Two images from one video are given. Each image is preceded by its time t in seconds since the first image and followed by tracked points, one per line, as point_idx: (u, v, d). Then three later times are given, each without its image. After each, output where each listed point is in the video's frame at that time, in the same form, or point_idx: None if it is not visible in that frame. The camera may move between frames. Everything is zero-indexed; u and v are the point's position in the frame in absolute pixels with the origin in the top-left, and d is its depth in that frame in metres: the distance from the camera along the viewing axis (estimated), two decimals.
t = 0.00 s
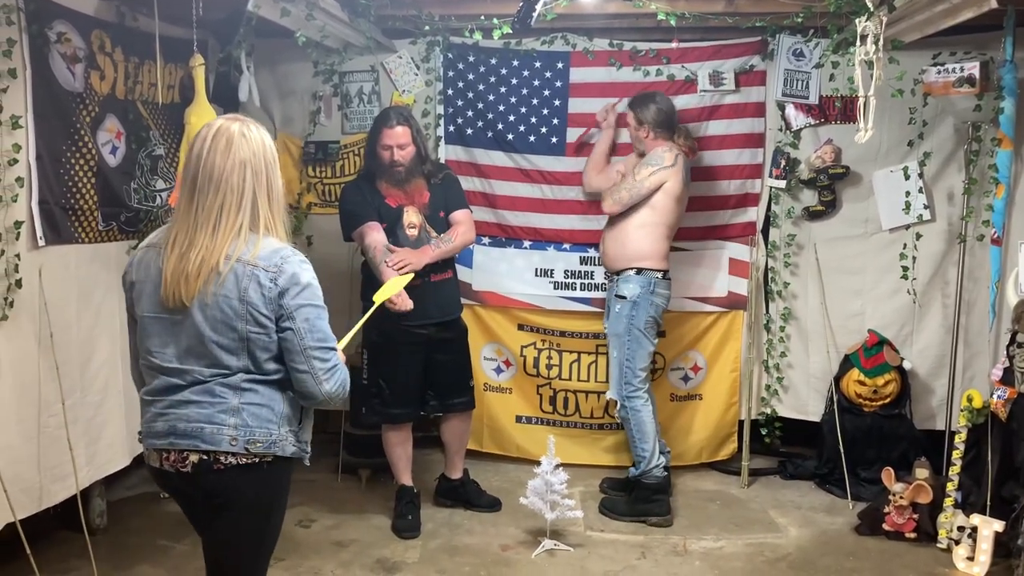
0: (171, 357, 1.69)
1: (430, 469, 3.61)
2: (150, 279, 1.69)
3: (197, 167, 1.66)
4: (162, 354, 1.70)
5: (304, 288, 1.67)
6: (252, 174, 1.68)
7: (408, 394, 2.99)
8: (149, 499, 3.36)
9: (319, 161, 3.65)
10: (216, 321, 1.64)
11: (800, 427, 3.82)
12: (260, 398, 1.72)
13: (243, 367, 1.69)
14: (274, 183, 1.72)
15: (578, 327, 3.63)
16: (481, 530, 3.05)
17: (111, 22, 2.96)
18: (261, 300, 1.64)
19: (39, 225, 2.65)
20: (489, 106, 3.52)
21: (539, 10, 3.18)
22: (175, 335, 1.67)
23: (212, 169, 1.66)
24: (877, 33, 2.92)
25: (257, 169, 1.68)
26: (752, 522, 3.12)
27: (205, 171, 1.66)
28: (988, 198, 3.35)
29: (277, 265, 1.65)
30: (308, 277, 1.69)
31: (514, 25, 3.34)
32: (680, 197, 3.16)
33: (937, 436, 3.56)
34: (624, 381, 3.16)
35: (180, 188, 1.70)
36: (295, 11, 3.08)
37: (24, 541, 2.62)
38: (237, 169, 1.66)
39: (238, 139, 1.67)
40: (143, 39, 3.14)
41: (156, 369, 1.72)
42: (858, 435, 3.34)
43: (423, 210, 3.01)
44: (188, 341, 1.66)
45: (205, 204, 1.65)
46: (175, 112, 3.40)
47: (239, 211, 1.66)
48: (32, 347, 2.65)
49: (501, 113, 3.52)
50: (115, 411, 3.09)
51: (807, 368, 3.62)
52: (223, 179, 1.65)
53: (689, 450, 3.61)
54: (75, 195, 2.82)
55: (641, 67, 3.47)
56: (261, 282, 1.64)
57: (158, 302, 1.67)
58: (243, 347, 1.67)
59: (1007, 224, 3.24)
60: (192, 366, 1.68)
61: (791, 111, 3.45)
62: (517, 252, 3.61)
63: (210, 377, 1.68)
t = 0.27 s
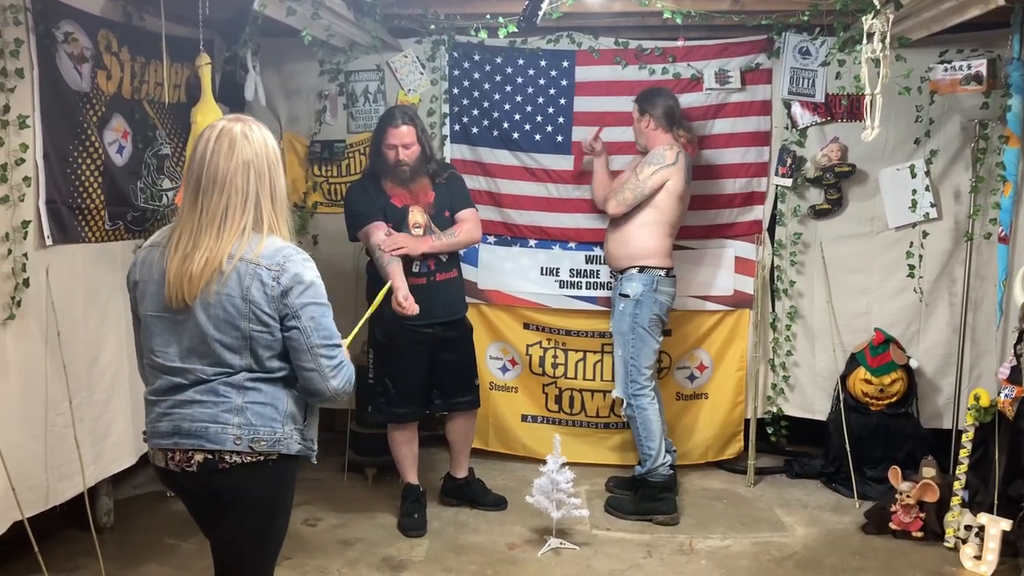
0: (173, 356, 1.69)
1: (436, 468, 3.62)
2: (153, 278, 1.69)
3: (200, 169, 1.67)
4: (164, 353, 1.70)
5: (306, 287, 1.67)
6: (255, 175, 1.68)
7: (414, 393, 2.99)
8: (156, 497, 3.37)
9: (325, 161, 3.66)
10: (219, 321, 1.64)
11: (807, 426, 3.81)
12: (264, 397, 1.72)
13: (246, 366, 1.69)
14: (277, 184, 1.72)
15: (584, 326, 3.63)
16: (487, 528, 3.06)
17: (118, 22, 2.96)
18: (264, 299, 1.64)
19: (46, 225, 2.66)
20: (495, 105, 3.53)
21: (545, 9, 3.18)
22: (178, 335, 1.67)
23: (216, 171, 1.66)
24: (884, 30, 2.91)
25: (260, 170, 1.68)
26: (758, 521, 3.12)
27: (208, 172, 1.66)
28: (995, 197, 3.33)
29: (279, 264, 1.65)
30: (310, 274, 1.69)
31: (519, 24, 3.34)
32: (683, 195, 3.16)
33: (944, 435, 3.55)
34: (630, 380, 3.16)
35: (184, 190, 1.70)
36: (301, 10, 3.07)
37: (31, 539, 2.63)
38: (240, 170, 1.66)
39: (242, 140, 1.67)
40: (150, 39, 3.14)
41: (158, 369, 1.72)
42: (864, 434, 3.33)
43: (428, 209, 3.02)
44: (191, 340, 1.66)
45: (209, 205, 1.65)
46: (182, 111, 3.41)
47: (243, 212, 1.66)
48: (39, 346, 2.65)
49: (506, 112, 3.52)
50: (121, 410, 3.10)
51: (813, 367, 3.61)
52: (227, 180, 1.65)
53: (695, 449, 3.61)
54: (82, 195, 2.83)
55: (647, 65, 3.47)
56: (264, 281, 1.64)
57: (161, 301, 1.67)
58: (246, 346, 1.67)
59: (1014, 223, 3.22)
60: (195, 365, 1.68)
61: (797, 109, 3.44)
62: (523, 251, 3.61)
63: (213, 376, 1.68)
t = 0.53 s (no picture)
0: (185, 353, 1.70)
1: (441, 467, 3.62)
2: (170, 277, 1.70)
3: (218, 172, 1.67)
4: (177, 350, 1.71)
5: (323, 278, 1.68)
6: (272, 177, 1.68)
7: (419, 392, 2.99)
8: (161, 496, 3.37)
9: (329, 160, 3.66)
10: (233, 314, 1.64)
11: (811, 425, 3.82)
12: (273, 391, 1.71)
13: (257, 360, 1.69)
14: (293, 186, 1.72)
15: (588, 325, 3.63)
16: (492, 527, 3.06)
17: (122, 22, 2.97)
18: (280, 294, 1.65)
19: (51, 224, 2.67)
20: (499, 104, 3.53)
21: (549, 8, 3.18)
22: (191, 330, 1.67)
23: (233, 174, 1.67)
24: (888, 29, 2.90)
25: (277, 174, 1.69)
26: (762, 520, 3.12)
27: (225, 175, 1.66)
28: (1000, 195, 3.34)
29: (295, 260, 1.66)
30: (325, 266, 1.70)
31: (523, 23, 3.34)
32: (688, 193, 3.16)
33: (949, 433, 3.55)
34: (635, 377, 3.16)
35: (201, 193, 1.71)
36: (305, 10, 3.07)
37: (37, 538, 2.63)
38: (257, 172, 1.66)
39: (258, 144, 1.68)
40: (154, 38, 3.15)
41: (172, 366, 1.73)
42: (869, 433, 3.33)
43: (431, 207, 3.01)
44: (203, 335, 1.67)
45: (226, 206, 1.65)
46: (186, 110, 3.41)
47: (260, 214, 1.67)
48: (45, 345, 2.66)
49: (510, 111, 3.52)
50: (126, 409, 3.11)
51: (818, 366, 3.61)
52: (243, 182, 1.66)
53: (700, 447, 3.61)
54: (87, 195, 2.83)
55: (651, 64, 3.46)
56: (280, 277, 1.64)
57: (177, 299, 1.68)
58: (259, 339, 1.67)
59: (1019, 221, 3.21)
60: (207, 360, 1.68)
61: (802, 108, 3.44)
62: (527, 249, 3.61)
63: (224, 371, 1.68)
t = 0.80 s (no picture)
0: (212, 337, 1.75)
1: (442, 466, 3.62)
2: (198, 270, 1.73)
3: (247, 169, 1.74)
4: (205, 335, 1.76)
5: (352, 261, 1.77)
6: (298, 176, 1.75)
7: (419, 391, 2.99)
8: (162, 496, 3.38)
9: (329, 159, 3.66)
10: (266, 299, 1.69)
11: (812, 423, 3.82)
12: (294, 375, 1.76)
13: (283, 345, 1.74)
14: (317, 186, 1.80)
15: (589, 324, 3.63)
16: (493, 526, 3.06)
17: (122, 21, 2.97)
18: (312, 281, 1.71)
19: (51, 224, 2.67)
20: (500, 103, 3.52)
21: (549, 7, 3.18)
22: (221, 316, 1.71)
23: (262, 172, 1.73)
24: (889, 27, 2.90)
25: (303, 173, 1.76)
26: (763, 519, 3.12)
27: (254, 173, 1.73)
28: (1001, 193, 3.34)
29: (325, 249, 1.72)
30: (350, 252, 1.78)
31: (524, 22, 3.34)
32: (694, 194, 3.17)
33: (950, 432, 3.55)
34: (641, 376, 3.16)
35: (229, 192, 1.77)
36: (306, 9, 3.07)
37: (38, 537, 2.63)
38: (284, 171, 1.73)
39: (284, 144, 1.74)
40: (155, 38, 3.15)
41: (199, 351, 1.78)
42: (870, 432, 3.33)
43: (431, 206, 3.02)
44: (232, 320, 1.71)
45: (256, 202, 1.71)
46: (186, 110, 3.41)
47: (289, 211, 1.74)
48: (45, 344, 2.66)
49: (511, 110, 3.52)
50: (126, 409, 3.10)
51: (819, 365, 3.61)
52: (272, 181, 1.72)
53: (701, 446, 3.61)
54: (87, 194, 2.83)
55: (651, 63, 3.46)
56: (312, 265, 1.71)
57: (206, 289, 1.72)
58: (289, 324, 1.73)
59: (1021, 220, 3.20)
60: (234, 344, 1.73)
61: (802, 107, 3.44)
62: (528, 249, 3.61)
63: (250, 355, 1.73)
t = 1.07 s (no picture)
0: (234, 318, 1.80)
1: (441, 466, 3.62)
2: (223, 257, 1.79)
3: (273, 165, 1.82)
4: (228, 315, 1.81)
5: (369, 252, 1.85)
6: (320, 173, 1.84)
7: (419, 391, 2.99)
8: (161, 496, 3.37)
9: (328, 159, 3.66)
10: (290, 284, 1.76)
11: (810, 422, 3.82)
12: (310, 358, 1.82)
13: (302, 328, 1.80)
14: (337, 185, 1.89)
15: (588, 323, 3.63)
16: (492, 526, 3.06)
17: (121, 21, 2.96)
18: (334, 269, 1.79)
19: (50, 224, 2.67)
20: (499, 102, 3.52)
21: (548, 6, 3.18)
22: (246, 299, 1.77)
23: (288, 168, 1.82)
24: (888, 27, 2.90)
25: (326, 171, 1.86)
26: (762, 518, 3.12)
27: (280, 169, 1.81)
28: (1000, 192, 3.33)
29: (347, 241, 1.80)
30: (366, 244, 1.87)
31: (523, 22, 3.34)
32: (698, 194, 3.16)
33: (949, 430, 3.55)
34: (643, 375, 3.16)
35: (255, 186, 1.85)
36: (305, 10, 3.07)
37: (37, 538, 2.63)
38: (308, 167, 1.82)
39: (308, 143, 1.84)
40: (153, 38, 3.14)
41: (221, 332, 1.83)
42: (869, 431, 3.33)
43: (431, 207, 3.01)
44: (257, 302, 1.77)
45: (282, 195, 1.80)
46: (185, 110, 3.41)
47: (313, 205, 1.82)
48: (44, 345, 2.66)
49: (510, 110, 3.52)
50: (125, 409, 3.10)
51: (818, 364, 3.61)
52: (297, 176, 1.81)
53: (700, 446, 3.61)
54: (86, 195, 2.83)
55: (650, 63, 3.47)
56: (334, 254, 1.78)
57: (231, 274, 1.78)
58: (309, 309, 1.79)
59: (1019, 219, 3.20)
60: (256, 324, 1.79)
61: (801, 106, 3.44)
62: (527, 248, 3.61)
63: (271, 335, 1.78)
